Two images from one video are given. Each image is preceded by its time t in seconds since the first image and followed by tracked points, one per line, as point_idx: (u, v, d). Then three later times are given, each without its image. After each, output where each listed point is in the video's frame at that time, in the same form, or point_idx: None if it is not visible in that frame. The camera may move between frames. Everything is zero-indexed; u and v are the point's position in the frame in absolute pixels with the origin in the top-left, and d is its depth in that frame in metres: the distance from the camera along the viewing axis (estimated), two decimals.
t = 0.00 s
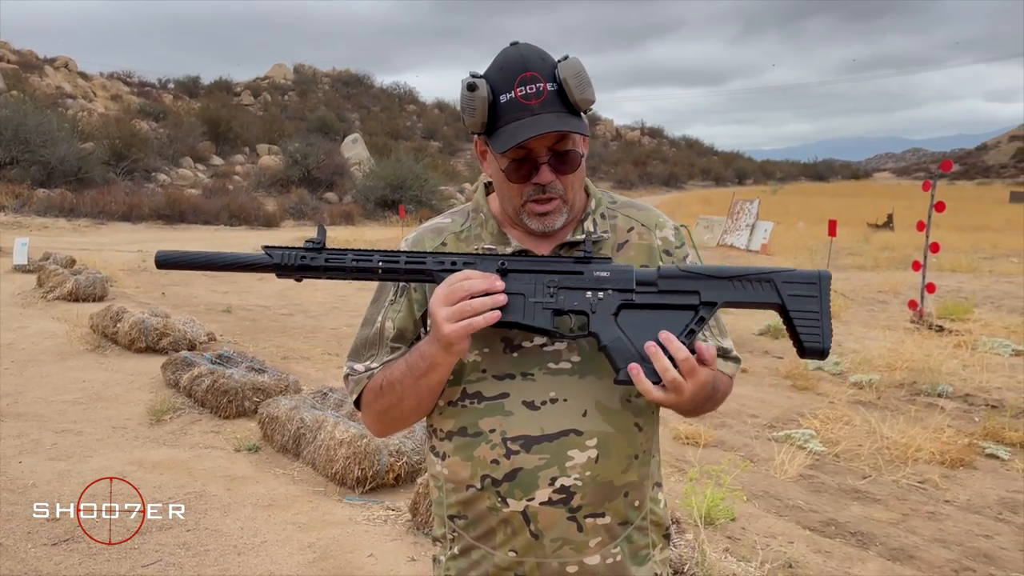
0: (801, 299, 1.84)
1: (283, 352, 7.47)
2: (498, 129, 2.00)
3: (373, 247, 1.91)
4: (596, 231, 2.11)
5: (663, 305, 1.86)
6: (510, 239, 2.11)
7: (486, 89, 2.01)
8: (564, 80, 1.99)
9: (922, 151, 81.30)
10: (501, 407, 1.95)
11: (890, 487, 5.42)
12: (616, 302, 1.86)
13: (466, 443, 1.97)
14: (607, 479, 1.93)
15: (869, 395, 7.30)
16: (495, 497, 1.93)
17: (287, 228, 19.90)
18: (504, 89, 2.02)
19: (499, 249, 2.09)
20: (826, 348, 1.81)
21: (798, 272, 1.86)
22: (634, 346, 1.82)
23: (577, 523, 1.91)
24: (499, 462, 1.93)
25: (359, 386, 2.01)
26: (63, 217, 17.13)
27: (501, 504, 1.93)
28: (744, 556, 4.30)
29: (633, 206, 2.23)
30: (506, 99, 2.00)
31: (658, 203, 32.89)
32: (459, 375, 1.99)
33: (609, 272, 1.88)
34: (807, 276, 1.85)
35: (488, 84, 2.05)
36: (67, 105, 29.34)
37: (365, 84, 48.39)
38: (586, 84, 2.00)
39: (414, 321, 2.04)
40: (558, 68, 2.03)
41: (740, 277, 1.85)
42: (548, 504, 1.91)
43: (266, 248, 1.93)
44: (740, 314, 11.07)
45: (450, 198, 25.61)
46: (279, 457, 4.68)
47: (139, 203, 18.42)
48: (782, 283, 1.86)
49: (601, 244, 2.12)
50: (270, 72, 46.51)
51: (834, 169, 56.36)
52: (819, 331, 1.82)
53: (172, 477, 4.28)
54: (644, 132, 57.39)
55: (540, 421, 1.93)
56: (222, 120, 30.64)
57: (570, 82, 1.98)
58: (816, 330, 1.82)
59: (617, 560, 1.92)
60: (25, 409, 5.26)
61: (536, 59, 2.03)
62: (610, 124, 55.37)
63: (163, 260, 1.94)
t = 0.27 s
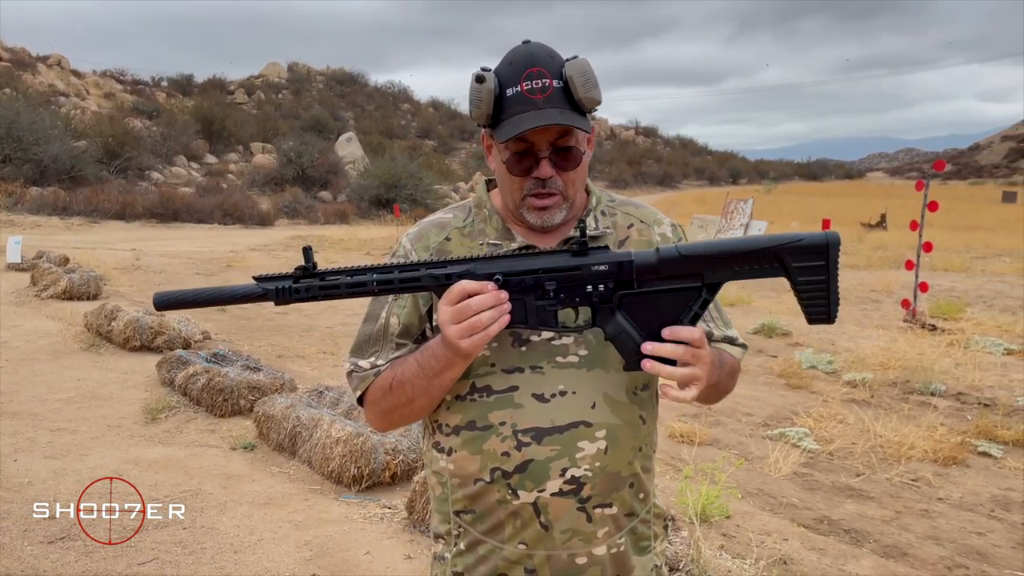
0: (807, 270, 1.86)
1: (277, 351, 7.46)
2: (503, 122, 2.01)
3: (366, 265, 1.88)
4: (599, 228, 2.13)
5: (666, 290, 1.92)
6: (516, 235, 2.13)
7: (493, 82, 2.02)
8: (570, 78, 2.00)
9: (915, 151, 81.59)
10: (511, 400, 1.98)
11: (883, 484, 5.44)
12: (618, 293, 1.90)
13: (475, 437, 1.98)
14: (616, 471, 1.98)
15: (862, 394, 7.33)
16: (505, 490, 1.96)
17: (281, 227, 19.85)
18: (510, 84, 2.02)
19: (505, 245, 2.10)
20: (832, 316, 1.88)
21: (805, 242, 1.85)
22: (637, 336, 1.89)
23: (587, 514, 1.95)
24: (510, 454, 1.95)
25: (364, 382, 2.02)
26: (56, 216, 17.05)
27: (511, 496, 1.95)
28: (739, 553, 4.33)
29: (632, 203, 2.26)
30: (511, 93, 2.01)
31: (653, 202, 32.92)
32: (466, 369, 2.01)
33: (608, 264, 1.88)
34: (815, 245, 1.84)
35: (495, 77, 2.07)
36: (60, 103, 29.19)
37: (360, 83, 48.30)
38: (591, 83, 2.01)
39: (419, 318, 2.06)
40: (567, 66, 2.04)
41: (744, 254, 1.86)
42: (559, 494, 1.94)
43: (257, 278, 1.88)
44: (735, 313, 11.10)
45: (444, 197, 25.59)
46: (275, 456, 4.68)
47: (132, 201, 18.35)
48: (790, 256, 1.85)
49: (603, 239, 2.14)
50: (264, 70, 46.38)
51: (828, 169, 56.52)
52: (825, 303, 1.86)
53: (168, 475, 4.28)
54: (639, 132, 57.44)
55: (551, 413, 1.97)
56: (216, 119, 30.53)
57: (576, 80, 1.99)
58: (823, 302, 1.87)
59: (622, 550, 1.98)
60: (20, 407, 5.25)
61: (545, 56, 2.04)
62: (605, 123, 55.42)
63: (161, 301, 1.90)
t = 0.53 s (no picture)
0: (812, 319, 1.84)
1: (273, 350, 7.46)
2: (491, 121, 2.05)
3: (374, 272, 1.85)
4: (597, 228, 2.14)
5: (670, 321, 1.90)
6: (514, 235, 2.13)
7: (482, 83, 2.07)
8: (555, 79, 2.01)
9: (910, 152, 81.89)
10: (510, 397, 1.99)
11: (878, 483, 5.47)
12: (623, 321, 1.89)
13: (475, 433, 1.99)
14: (614, 466, 1.99)
15: (857, 393, 7.36)
16: (505, 486, 1.97)
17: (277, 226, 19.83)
18: (499, 84, 2.06)
19: (504, 244, 2.11)
20: (831, 362, 1.87)
21: (815, 289, 1.82)
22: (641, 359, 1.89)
23: (586, 509, 1.97)
24: (510, 450, 1.97)
25: (365, 380, 2.03)
26: (50, 215, 17.01)
27: (512, 491, 1.97)
28: (734, 551, 4.35)
29: (631, 203, 2.28)
30: (499, 93, 2.04)
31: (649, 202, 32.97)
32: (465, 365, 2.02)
33: (616, 294, 1.87)
34: (823, 294, 1.81)
35: (489, 79, 2.11)
36: (54, 101, 29.10)
37: (355, 82, 48.23)
38: (577, 83, 2.01)
39: (421, 316, 2.07)
40: (557, 67, 2.05)
41: (751, 299, 1.83)
42: (559, 490, 1.95)
43: (263, 274, 1.83)
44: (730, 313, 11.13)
45: (440, 196, 25.58)
46: (271, 454, 4.69)
47: (127, 200, 18.30)
48: (797, 303, 1.83)
49: (601, 239, 2.15)
50: (260, 69, 46.31)
51: (823, 169, 56.67)
52: (824, 355, 1.86)
53: (164, 474, 4.27)
54: (634, 132, 57.51)
55: (550, 409, 1.98)
56: (211, 118, 30.45)
57: (560, 80, 2.00)
58: (823, 349, 1.86)
59: (621, 546, 1.99)
60: (15, 406, 5.24)
61: (535, 58, 2.06)
62: (600, 123, 55.48)
63: (165, 289, 1.84)
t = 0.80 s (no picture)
0: (807, 337, 1.84)
1: (271, 349, 7.46)
2: (496, 123, 2.06)
3: (370, 266, 1.86)
4: (593, 226, 2.16)
5: (665, 331, 1.89)
6: (512, 232, 2.14)
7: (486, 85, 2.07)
8: (562, 80, 2.03)
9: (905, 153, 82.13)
10: (505, 393, 2.00)
11: (873, 482, 5.49)
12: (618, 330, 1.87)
13: (472, 429, 2.01)
14: (609, 462, 2.01)
15: (853, 393, 7.39)
16: (500, 480, 1.98)
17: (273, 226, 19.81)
18: (504, 87, 2.07)
19: (501, 241, 2.12)
20: (820, 376, 1.89)
21: (812, 309, 1.81)
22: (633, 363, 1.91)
23: (580, 505, 1.98)
24: (505, 445, 1.98)
25: (363, 375, 2.05)
26: (46, 214, 16.96)
27: (506, 487, 1.98)
28: (730, 550, 4.37)
29: (629, 202, 2.29)
30: (504, 95, 2.05)
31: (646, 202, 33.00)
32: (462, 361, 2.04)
33: (612, 304, 1.84)
34: (819, 314, 1.81)
35: (490, 81, 2.11)
36: (50, 100, 29.03)
37: (352, 82, 48.16)
38: (583, 84, 2.04)
39: (420, 312, 2.08)
40: (559, 68, 2.08)
41: (745, 317, 1.82)
42: (553, 485, 1.97)
43: (257, 261, 1.85)
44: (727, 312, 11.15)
45: (437, 195, 25.58)
46: (269, 453, 4.70)
47: (123, 199, 18.27)
48: (791, 324, 1.83)
49: (598, 238, 2.17)
50: (256, 68, 46.22)
51: (820, 170, 56.80)
52: (814, 368, 1.87)
53: (161, 473, 4.28)
54: (631, 132, 57.57)
55: (544, 405, 2.00)
56: (207, 117, 30.39)
57: (567, 83, 2.02)
58: (813, 364, 1.87)
59: (616, 542, 2.01)
60: (12, 405, 5.24)
61: (538, 60, 2.09)
62: (597, 123, 55.52)
63: (159, 268, 1.85)
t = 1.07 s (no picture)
0: (808, 327, 1.86)
1: (269, 349, 7.46)
2: (507, 124, 2.06)
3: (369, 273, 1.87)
4: (591, 226, 2.17)
5: (665, 325, 1.91)
6: (511, 233, 2.15)
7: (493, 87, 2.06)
8: (569, 81, 2.07)
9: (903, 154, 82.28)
10: (504, 393, 2.01)
11: (870, 482, 5.51)
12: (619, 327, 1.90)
13: (470, 429, 2.02)
14: (606, 462, 2.02)
15: (851, 393, 7.41)
16: (499, 480, 2.00)
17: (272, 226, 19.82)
18: (511, 88, 2.08)
19: (499, 242, 2.13)
20: (823, 367, 1.90)
21: (813, 298, 1.83)
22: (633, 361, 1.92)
23: (579, 504, 1.99)
24: (503, 445, 2.00)
25: (361, 376, 2.06)
26: (44, 214, 16.95)
27: (505, 486, 1.99)
28: (728, 548, 4.38)
29: (625, 201, 2.30)
30: (513, 97, 2.07)
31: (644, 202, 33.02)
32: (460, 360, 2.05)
33: (612, 301, 1.86)
34: (821, 303, 1.83)
35: (495, 82, 2.12)
36: (48, 100, 29.01)
37: (350, 81, 48.12)
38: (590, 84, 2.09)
39: (417, 314, 2.10)
40: (563, 68, 2.12)
41: (747, 306, 1.84)
42: (552, 485, 1.98)
43: (253, 273, 1.85)
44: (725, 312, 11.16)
45: (435, 195, 25.58)
46: (267, 453, 4.70)
47: (121, 199, 18.26)
48: (792, 313, 1.85)
49: (596, 238, 2.18)
50: (254, 68, 46.17)
51: (817, 170, 56.89)
52: (819, 357, 1.88)
53: (160, 472, 4.29)
54: (629, 132, 57.61)
55: (543, 405, 2.01)
56: (205, 117, 30.37)
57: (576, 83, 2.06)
58: (817, 355, 1.89)
59: (613, 541, 2.02)
60: (10, 405, 5.24)
61: (542, 60, 2.11)
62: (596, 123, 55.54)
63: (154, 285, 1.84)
